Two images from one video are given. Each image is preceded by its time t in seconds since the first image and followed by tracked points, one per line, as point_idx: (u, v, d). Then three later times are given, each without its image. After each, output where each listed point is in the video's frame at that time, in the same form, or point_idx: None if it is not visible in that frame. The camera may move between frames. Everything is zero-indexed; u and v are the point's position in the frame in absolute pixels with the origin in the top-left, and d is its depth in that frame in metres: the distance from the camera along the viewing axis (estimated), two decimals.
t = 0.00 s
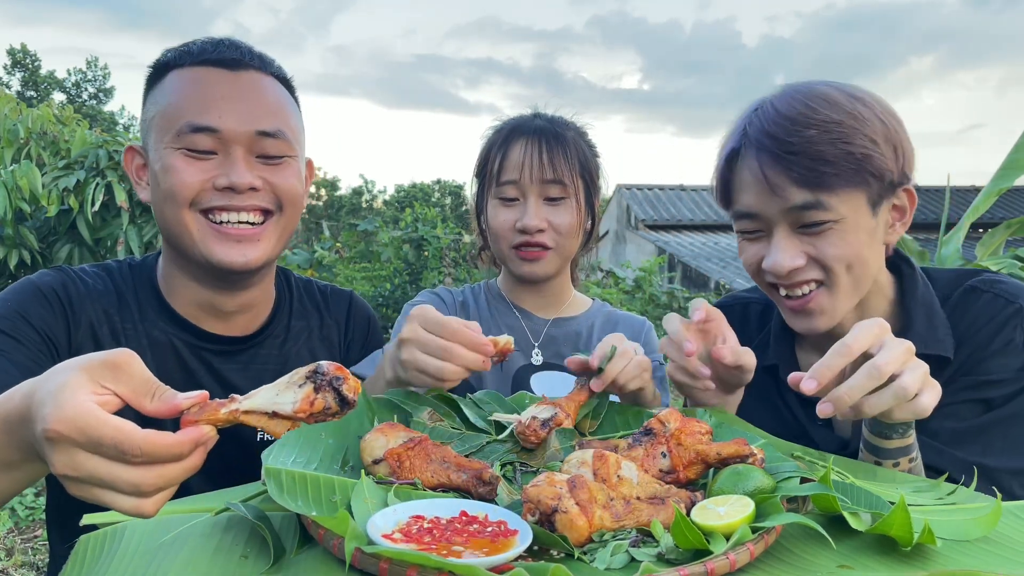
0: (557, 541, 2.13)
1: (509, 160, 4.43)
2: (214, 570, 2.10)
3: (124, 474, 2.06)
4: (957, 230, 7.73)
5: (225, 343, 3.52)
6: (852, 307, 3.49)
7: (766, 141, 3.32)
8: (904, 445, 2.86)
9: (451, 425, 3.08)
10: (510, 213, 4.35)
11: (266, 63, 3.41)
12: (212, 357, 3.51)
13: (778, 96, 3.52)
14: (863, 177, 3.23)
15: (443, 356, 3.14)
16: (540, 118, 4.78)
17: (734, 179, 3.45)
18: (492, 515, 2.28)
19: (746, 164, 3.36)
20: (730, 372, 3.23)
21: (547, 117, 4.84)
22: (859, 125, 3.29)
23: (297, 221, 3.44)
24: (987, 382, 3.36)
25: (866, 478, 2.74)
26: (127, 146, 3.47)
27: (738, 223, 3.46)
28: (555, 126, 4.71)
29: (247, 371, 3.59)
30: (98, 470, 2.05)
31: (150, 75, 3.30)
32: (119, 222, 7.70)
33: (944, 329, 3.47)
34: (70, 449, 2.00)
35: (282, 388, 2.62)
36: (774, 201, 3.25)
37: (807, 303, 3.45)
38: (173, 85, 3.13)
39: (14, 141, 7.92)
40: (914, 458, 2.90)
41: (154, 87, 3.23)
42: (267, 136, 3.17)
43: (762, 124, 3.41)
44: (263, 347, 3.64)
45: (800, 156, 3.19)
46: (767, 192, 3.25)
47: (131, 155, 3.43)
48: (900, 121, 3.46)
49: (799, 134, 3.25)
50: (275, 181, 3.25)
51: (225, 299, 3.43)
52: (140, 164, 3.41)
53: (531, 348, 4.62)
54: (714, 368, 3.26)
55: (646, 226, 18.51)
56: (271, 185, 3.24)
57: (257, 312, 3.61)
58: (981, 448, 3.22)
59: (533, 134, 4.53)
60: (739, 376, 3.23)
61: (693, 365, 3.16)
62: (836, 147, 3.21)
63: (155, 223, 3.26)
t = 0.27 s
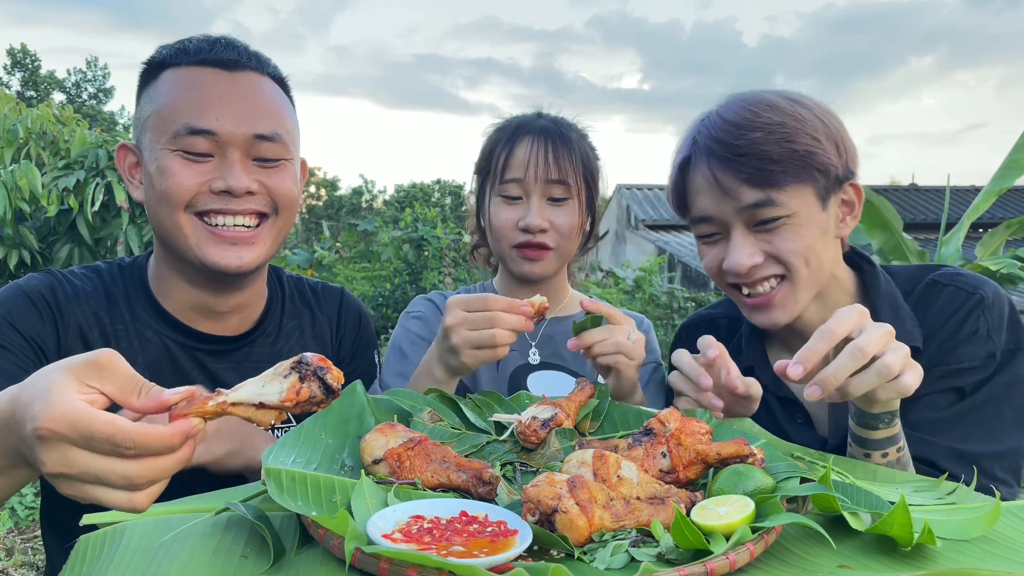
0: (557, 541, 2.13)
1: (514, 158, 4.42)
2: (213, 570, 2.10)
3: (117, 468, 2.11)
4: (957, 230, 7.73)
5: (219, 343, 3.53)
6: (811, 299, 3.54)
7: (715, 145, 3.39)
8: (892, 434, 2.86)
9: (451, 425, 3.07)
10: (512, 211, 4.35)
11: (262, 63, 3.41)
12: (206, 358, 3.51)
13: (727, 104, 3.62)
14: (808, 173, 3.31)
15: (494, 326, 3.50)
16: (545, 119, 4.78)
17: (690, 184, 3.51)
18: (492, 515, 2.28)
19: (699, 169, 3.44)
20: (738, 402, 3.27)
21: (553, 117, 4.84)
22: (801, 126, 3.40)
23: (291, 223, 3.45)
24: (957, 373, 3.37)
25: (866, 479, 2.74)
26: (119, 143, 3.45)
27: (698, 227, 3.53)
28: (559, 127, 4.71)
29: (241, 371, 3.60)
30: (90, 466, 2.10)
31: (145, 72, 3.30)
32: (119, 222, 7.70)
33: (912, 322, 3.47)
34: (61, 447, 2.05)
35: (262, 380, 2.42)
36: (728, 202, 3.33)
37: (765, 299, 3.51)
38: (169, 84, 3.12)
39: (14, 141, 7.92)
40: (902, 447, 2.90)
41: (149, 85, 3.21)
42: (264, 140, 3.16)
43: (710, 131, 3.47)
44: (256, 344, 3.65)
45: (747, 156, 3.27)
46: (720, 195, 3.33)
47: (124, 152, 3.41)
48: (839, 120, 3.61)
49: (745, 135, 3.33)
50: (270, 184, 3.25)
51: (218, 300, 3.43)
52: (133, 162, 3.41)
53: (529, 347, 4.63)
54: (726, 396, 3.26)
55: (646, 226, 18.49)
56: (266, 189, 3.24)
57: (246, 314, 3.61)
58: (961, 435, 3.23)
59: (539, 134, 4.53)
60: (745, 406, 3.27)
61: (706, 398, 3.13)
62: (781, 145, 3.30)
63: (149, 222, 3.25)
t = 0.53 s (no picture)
0: (557, 541, 2.13)
1: (521, 161, 4.41)
2: (213, 570, 2.10)
3: (127, 449, 2.33)
4: (957, 230, 7.74)
5: (211, 344, 3.54)
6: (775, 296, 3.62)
7: (669, 150, 3.49)
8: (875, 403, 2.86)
9: (450, 425, 3.08)
10: (515, 214, 4.35)
11: (280, 78, 3.38)
12: (201, 358, 3.53)
13: (681, 111, 3.74)
14: (756, 170, 3.42)
15: (507, 317, 3.61)
16: (549, 122, 4.76)
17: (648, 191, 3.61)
18: (492, 515, 2.28)
19: (655, 175, 3.53)
20: (718, 391, 3.31)
21: (558, 122, 4.83)
22: (749, 129, 3.51)
23: (292, 240, 3.44)
24: (928, 348, 3.38)
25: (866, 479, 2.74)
26: (127, 140, 3.41)
27: (659, 231, 3.62)
28: (565, 131, 4.71)
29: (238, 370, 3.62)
30: (104, 446, 2.31)
31: (160, 71, 3.27)
32: (118, 222, 7.70)
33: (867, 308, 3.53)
34: (77, 431, 2.26)
35: (252, 372, 2.68)
36: (684, 205, 3.43)
37: (729, 298, 3.59)
38: (183, 93, 3.10)
39: (14, 141, 7.92)
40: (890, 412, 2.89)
41: (162, 88, 3.18)
42: (275, 160, 3.15)
43: (663, 139, 3.58)
44: (248, 345, 3.66)
45: (698, 159, 3.37)
46: (676, 197, 3.43)
47: (132, 150, 3.38)
48: (783, 121, 3.74)
49: (696, 139, 3.44)
50: (276, 204, 3.23)
51: (220, 309, 3.47)
52: (140, 160, 3.35)
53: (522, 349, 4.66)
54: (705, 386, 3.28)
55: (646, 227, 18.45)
56: (271, 209, 3.22)
57: (241, 318, 3.62)
58: (954, 403, 3.24)
59: (547, 138, 4.52)
60: (726, 395, 3.31)
61: (688, 387, 3.16)
62: (730, 147, 3.41)
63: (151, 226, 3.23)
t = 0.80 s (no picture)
0: (557, 541, 2.13)
1: (532, 158, 4.39)
2: (213, 570, 2.10)
3: (148, 414, 2.34)
4: (957, 230, 7.74)
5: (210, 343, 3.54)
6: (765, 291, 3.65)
7: (657, 153, 3.55)
8: (812, 331, 2.81)
9: (450, 425, 3.08)
10: (524, 211, 4.34)
11: (281, 79, 3.37)
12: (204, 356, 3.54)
13: (670, 114, 3.80)
14: (746, 167, 3.48)
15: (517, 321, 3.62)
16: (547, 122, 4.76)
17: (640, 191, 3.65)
18: (492, 515, 2.28)
19: (646, 175, 3.57)
20: (710, 381, 3.47)
21: (559, 122, 4.82)
22: (734, 130, 3.60)
23: (294, 243, 3.43)
24: (916, 303, 3.46)
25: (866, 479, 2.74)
26: (128, 142, 3.41)
27: (653, 231, 3.66)
28: (567, 131, 4.71)
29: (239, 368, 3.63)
30: (128, 415, 2.32)
31: (160, 73, 3.27)
32: (119, 222, 7.70)
33: (854, 295, 3.72)
34: (101, 399, 2.27)
35: (261, 345, 2.69)
36: (675, 204, 3.46)
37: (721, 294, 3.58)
38: (184, 95, 3.09)
39: (14, 141, 7.92)
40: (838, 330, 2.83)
41: (164, 91, 3.18)
42: (276, 163, 3.13)
43: (652, 141, 3.64)
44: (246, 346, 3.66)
45: (687, 159, 3.43)
46: (667, 196, 3.47)
47: (133, 151, 3.38)
48: (768, 125, 3.84)
49: (681, 141, 3.51)
50: (277, 207, 3.22)
51: (225, 309, 3.48)
52: (140, 162, 3.35)
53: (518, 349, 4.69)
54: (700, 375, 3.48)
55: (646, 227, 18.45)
56: (273, 212, 3.21)
57: (242, 317, 3.62)
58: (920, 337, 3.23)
59: (555, 136, 4.52)
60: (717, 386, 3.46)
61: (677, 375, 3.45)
62: (716, 147, 3.47)
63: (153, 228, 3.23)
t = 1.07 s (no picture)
0: (557, 541, 2.13)
1: (536, 171, 4.35)
2: (213, 570, 2.10)
3: (143, 430, 2.34)
4: (957, 230, 7.75)
5: (208, 341, 3.52)
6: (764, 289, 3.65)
7: (660, 147, 3.54)
8: (770, 341, 2.81)
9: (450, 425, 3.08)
10: (534, 226, 4.34)
11: (300, 86, 3.39)
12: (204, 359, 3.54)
13: (675, 110, 3.80)
14: (746, 165, 3.48)
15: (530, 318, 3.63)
16: (535, 127, 4.75)
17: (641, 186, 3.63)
18: (492, 515, 2.28)
19: (649, 169, 3.54)
20: (709, 376, 3.46)
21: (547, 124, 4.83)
22: (738, 127, 3.62)
23: (300, 248, 3.43)
24: (903, 297, 3.46)
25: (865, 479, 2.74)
26: (140, 136, 3.39)
27: (653, 225, 3.63)
28: (559, 137, 4.71)
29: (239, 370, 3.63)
30: (123, 430, 2.31)
31: (180, 69, 3.28)
32: (119, 222, 7.71)
33: (850, 294, 3.73)
34: (95, 415, 2.27)
35: (246, 347, 2.68)
36: (677, 199, 3.44)
37: (721, 291, 3.59)
38: (205, 95, 3.10)
39: (14, 141, 7.93)
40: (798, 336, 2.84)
41: (183, 89, 3.19)
42: (292, 170, 3.14)
43: (657, 136, 3.63)
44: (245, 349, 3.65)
45: (689, 155, 3.44)
46: (669, 191, 3.44)
47: (144, 146, 3.36)
48: (772, 122, 3.86)
49: (686, 137, 3.51)
50: (288, 213, 3.22)
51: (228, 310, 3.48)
52: (152, 157, 3.35)
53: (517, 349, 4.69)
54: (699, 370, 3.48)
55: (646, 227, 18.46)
56: (284, 218, 3.20)
57: (242, 318, 3.61)
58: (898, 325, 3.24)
59: (549, 144, 4.50)
60: (717, 381, 3.45)
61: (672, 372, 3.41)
62: (719, 143, 3.49)
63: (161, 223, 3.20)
